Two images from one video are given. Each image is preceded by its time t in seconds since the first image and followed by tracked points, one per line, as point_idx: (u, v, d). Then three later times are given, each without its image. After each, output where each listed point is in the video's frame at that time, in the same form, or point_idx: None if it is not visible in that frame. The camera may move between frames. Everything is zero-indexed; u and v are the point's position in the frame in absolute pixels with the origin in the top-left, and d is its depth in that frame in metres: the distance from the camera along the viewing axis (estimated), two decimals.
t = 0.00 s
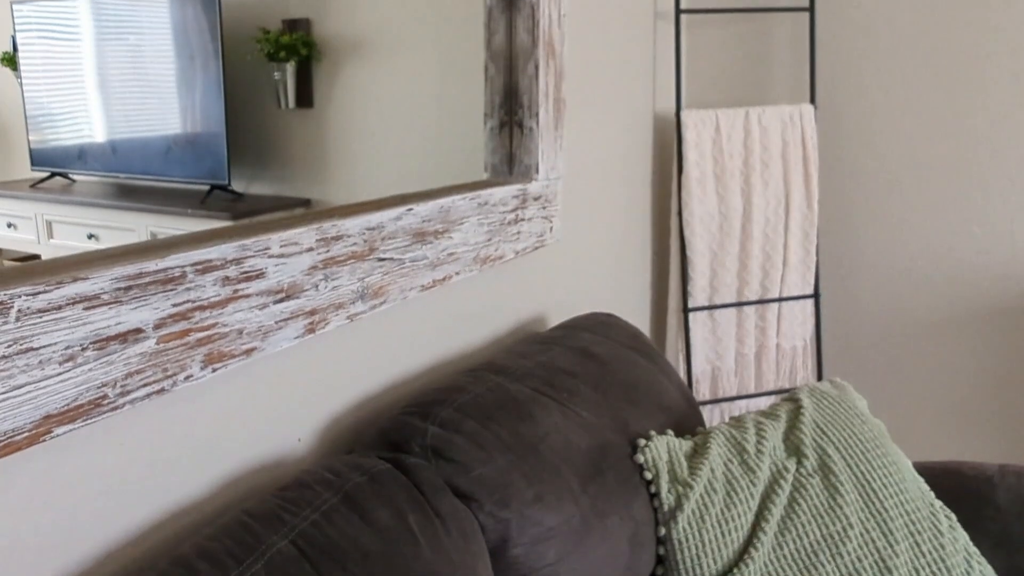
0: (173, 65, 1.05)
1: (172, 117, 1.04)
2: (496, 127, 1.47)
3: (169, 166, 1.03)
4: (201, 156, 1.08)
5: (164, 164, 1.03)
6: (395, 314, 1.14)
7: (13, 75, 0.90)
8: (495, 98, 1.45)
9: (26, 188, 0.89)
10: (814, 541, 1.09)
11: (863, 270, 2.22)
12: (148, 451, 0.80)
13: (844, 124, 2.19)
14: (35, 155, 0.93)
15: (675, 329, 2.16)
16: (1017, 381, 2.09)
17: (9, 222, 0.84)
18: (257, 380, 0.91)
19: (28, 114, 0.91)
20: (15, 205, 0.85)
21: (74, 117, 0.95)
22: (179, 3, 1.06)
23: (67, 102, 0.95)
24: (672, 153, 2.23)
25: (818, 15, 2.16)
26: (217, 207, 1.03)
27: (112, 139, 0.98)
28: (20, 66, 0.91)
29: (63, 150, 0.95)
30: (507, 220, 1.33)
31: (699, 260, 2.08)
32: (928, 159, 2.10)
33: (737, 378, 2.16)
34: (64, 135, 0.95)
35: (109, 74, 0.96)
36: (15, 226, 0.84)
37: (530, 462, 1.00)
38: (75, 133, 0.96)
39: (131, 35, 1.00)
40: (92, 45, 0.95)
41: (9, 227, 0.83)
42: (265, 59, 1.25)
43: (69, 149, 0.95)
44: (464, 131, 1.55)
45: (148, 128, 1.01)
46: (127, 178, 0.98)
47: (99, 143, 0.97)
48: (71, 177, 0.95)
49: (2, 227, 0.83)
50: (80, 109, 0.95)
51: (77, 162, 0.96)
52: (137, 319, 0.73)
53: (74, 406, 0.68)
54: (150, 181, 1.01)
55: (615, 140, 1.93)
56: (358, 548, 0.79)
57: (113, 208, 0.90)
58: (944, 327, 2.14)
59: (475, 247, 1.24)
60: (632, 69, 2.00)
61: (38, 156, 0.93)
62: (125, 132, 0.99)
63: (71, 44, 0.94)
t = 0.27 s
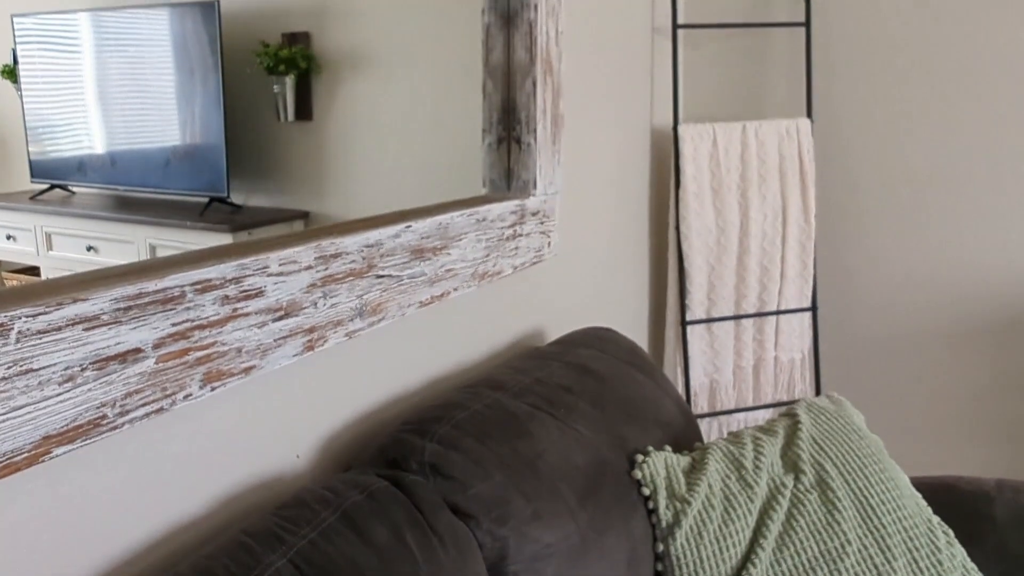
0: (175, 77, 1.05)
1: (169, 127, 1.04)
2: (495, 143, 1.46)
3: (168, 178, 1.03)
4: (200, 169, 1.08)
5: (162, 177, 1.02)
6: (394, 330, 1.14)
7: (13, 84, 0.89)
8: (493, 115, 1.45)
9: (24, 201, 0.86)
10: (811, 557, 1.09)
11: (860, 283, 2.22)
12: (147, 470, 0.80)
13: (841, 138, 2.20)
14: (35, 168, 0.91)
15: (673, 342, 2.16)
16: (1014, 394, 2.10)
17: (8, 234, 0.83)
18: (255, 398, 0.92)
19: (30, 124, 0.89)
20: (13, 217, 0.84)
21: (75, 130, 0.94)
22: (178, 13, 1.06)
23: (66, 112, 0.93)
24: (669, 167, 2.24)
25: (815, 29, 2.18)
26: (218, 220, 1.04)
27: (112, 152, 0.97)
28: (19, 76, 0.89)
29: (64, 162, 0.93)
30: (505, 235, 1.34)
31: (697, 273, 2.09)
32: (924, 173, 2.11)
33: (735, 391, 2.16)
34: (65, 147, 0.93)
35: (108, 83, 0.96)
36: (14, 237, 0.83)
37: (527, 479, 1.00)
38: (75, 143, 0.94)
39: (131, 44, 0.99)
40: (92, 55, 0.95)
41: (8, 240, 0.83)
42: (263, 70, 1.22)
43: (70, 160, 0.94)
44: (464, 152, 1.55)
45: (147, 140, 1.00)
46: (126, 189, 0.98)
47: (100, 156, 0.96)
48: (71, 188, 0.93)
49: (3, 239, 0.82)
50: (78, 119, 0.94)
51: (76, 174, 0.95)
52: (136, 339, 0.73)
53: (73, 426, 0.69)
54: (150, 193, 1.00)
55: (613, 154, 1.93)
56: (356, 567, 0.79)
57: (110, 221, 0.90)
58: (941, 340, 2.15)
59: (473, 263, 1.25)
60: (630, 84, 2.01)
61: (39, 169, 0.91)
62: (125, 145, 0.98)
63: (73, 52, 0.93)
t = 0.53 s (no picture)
0: (174, 89, 1.17)
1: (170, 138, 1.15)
2: (494, 156, 1.45)
3: (168, 186, 1.11)
4: (202, 179, 1.15)
5: (163, 186, 1.10)
6: (393, 344, 1.15)
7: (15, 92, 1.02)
8: (493, 127, 1.44)
9: (26, 209, 0.96)
10: (811, 572, 1.09)
11: (859, 293, 2.23)
12: (147, 486, 0.80)
13: (839, 149, 2.21)
14: (36, 176, 1.01)
15: (672, 353, 2.17)
16: (1013, 405, 2.10)
17: (8, 243, 0.90)
18: (255, 413, 0.92)
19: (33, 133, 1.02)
20: (13, 226, 0.91)
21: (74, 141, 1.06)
22: (179, 29, 1.16)
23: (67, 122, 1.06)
24: (667, 178, 2.25)
25: (812, 42, 2.19)
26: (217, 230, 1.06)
27: (111, 162, 1.08)
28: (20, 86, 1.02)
29: (64, 170, 1.03)
30: (504, 248, 1.35)
31: (696, 284, 2.10)
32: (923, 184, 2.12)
33: (734, 402, 2.16)
34: (65, 155, 1.04)
35: (108, 95, 1.10)
36: (15, 247, 0.90)
37: (527, 493, 1.00)
38: (77, 152, 1.06)
39: (131, 58, 1.12)
40: (92, 68, 1.09)
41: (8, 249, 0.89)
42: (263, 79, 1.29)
43: (71, 169, 1.04)
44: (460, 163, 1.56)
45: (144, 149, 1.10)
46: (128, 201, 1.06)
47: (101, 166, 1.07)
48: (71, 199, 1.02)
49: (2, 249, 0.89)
50: (81, 131, 1.07)
51: (77, 183, 1.04)
52: (137, 356, 0.74)
53: (74, 444, 0.69)
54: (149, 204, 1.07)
55: (612, 166, 1.94)
56: None
57: (108, 231, 0.93)
58: (940, 350, 2.15)
59: (472, 276, 1.25)
60: (628, 96, 2.02)
61: (40, 177, 1.01)
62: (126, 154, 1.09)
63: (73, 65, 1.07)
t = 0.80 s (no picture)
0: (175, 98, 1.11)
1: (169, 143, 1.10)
2: (494, 166, 1.46)
3: (167, 194, 1.08)
4: (201, 184, 1.12)
5: (163, 196, 1.08)
6: (393, 356, 1.15)
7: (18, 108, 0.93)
8: (493, 138, 1.45)
9: (24, 219, 0.92)
10: None
11: (859, 302, 2.23)
12: (148, 498, 0.80)
13: (838, 159, 2.22)
14: (36, 185, 0.96)
15: (672, 362, 2.17)
16: (1013, 414, 2.10)
17: (9, 252, 0.89)
18: (255, 425, 0.92)
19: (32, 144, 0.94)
20: (14, 235, 0.89)
21: (75, 146, 0.99)
22: (180, 36, 1.11)
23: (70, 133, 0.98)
24: (667, 187, 2.26)
25: (811, 52, 2.20)
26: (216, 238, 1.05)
27: (112, 171, 1.03)
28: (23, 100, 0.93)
29: (64, 180, 0.98)
30: (504, 259, 1.35)
31: (695, 293, 2.10)
32: (922, 194, 2.12)
33: (734, 411, 2.16)
34: (65, 165, 0.98)
35: (110, 106, 1.02)
36: (15, 256, 0.89)
37: (526, 504, 1.00)
38: (77, 160, 1.00)
39: (134, 67, 1.05)
40: (95, 76, 1.01)
41: (9, 257, 0.89)
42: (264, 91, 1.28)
43: (71, 178, 1.00)
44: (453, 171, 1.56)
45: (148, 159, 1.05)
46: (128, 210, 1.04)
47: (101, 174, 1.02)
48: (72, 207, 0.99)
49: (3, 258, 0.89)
50: (83, 140, 1.00)
51: (77, 192, 1.01)
52: (138, 370, 0.74)
53: (75, 457, 0.69)
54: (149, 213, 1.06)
55: (612, 176, 1.95)
56: None
57: (109, 239, 0.92)
58: (940, 360, 2.16)
59: (472, 287, 1.26)
60: (628, 106, 2.03)
61: (39, 187, 0.96)
62: (126, 164, 1.03)
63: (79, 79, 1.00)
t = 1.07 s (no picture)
0: (174, 108, 1.06)
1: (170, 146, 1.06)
2: (494, 177, 1.46)
3: (168, 201, 1.04)
4: (200, 190, 1.07)
5: (164, 203, 1.04)
6: (393, 367, 1.15)
7: (19, 115, 0.89)
8: (492, 149, 1.46)
9: (25, 226, 0.88)
10: None
11: (858, 311, 2.24)
12: (148, 512, 0.80)
13: (837, 168, 2.22)
14: (36, 192, 0.92)
15: (671, 371, 2.17)
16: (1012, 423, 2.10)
17: (9, 260, 0.85)
18: (255, 438, 0.92)
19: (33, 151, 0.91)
20: (14, 243, 0.86)
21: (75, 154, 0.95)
22: (177, 44, 1.06)
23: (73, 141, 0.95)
24: (666, 197, 2.27)
25: (809, 62, 2.21)
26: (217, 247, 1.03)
27: (113, 179, 0.98)
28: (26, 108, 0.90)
29: (66, 187, 0.94)
30: (503, 269, 1.35)
31: (695, 302, 2.11)
32: (920, 203, 2.13)
33: (734, 420, 2.16)
34: (66, 172, 0.94)
35: (110, 111, 0.97)
36: (15, 264, 0.86)
37: (526, 516, 1.00)
38: (77, 167, 0.96)
39: (134, 72, 1.00)
40: (96, 82, 0.97)
41: (9, 265, 0.85)
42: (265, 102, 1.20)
43: (71, 185, 0.95)
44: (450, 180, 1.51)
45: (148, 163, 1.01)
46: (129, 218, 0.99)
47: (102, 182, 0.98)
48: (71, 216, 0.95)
49: (3, 266, 0.85)
50: (84, 145, 0.96)
51: (78, 200, 0.96)
52: (139, 383, 0.74)
53: (76, 471, 0.69)
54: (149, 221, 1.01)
55: (611, 185, 1.96)
56: None
57: (111, 248, 0.89)
58: (939, 369, 2.16)
59: (471, 298, 1.26)
60: (627, 115, 2.03)
61: (39, 195, 0.92)
62: (127, 170, 0.99)
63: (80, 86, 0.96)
